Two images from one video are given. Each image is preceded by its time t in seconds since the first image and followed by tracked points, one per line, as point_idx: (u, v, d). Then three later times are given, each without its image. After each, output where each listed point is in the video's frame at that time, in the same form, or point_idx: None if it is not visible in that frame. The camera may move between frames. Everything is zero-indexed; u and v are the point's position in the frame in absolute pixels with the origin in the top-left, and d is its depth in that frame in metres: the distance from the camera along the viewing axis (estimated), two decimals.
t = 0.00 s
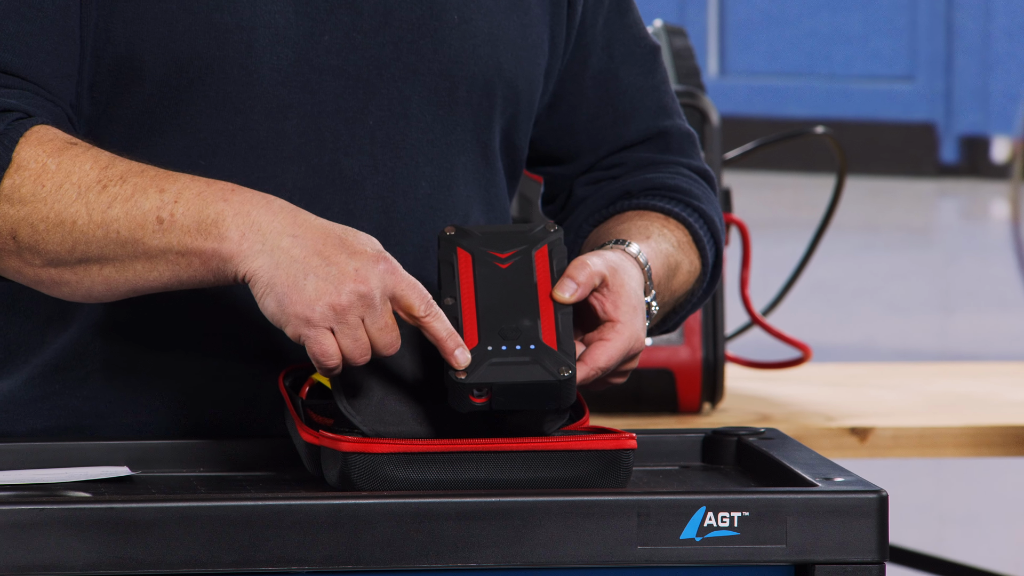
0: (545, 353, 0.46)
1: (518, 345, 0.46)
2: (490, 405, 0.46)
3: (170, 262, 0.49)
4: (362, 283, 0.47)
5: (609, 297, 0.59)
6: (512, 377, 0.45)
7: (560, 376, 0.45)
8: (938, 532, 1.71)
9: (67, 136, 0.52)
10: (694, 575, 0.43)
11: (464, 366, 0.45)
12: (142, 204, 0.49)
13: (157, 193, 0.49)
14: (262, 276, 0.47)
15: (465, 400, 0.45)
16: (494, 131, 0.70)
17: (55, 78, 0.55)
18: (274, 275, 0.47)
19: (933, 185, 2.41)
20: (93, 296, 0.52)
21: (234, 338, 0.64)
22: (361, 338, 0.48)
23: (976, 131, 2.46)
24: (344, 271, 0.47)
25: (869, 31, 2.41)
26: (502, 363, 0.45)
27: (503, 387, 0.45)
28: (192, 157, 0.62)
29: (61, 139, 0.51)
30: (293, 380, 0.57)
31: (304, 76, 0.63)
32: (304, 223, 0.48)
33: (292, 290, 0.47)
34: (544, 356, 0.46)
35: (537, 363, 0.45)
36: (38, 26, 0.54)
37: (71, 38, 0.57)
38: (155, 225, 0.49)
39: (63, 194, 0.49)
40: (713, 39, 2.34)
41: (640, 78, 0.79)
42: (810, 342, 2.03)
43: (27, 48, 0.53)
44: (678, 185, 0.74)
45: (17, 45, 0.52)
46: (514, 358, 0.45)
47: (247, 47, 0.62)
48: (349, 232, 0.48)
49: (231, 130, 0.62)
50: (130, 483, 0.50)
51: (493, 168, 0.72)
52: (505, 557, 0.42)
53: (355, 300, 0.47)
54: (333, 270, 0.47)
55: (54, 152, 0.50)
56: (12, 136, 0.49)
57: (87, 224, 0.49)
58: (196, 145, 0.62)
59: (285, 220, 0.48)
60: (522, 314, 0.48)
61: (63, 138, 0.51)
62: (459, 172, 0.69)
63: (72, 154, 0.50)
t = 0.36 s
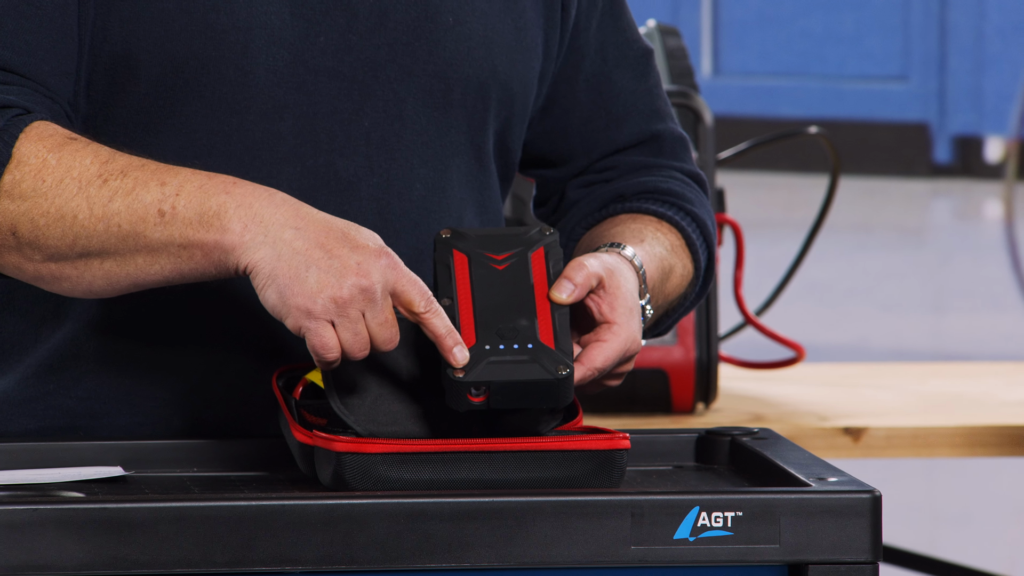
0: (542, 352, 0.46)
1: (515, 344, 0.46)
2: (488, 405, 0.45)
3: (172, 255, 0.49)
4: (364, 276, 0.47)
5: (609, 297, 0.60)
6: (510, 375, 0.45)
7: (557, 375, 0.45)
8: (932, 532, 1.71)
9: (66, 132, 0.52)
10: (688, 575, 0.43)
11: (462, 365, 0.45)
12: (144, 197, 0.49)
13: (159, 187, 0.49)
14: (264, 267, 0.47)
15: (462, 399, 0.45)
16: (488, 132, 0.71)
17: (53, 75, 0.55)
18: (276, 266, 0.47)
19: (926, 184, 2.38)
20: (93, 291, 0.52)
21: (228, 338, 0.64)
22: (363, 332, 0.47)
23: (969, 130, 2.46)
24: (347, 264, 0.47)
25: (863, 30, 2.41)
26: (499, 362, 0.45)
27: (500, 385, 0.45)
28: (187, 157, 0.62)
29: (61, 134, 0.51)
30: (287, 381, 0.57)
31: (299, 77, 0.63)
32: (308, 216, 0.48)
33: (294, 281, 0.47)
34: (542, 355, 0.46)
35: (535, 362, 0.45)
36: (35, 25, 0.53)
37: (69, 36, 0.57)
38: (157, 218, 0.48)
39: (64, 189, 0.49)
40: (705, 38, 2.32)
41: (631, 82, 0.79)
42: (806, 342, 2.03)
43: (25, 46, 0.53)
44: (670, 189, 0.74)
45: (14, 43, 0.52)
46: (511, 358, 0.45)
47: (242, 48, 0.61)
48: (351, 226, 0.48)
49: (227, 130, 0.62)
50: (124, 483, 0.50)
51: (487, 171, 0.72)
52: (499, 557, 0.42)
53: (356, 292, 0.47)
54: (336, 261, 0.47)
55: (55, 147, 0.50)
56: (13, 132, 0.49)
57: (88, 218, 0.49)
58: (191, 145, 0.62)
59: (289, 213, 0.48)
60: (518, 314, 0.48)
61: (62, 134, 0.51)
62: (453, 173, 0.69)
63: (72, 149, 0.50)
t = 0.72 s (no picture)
0: (545, 353, 0.46)
1: (517, 345, 0.46)
2: (492, 408, 0.45)
3: (173, 257, 0.49)
4: (365, 279, 0.47)
5: (607, 301, 0.59)
6: (514, 376, 0.44)
7: (561, 375, 0.45)
8: (932, 532, 1.71)
9: (66, 133, 0.52)
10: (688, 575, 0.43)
11: (465, 367, 0.44)
12: (145, 199, 0.49)
13: (160, 189, 0.49)
14: (265, 270, 0.47)
15: (466, 403, 0.44)
16: (490, 131, 0.71)
17: (53, 74, 0.55)
18: (277, 269, 0.47)
19: (925, 185, 2.44)
20: (94, 292, 0.52)
21: (229, 338, 0.64)
22: (364, 335, 0.47)
23: (968, 131, 2.49)
24: (347, 266, 0.47)
25: (863, 30, 2.41)
26: (502, 364, 0.45)
27: (505, 386, 0.44)
28: (189, 156, 0.62)
29: (61, 136, 0.51)
30: (287, 381, 0.57)
31: (301, 75, 0.63)
32: (309, 220, 0.48)
33: (295, 283, 0.47)
34: (543, 355, 0.46)
35: (537, 363, 0.45)
36: (35, 25, 0.53)
37: (69, 35, 0.57)
38: (158, 220, 0.49)
39: (65, 191, 0.49)
40: (706, 38, 2.33)
41: (635, 82, 0.79)
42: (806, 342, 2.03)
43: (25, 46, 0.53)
44: (671, 190, 0.74)
45: (14, 42, 0.52)
46: (514, 359, 0.45)
47: (244, 46, 0.61)
48: (352, 230, 0.48)
49: (228, 130, 0.62)
50: (124, 483, 0.49)
51: (489, 170, 0.72)
52: (499, 557, 0.42)
53: (357, 295, 0.47)
54: (337, 264, 0.47)
55: (55, 149, 0.50)
56: (13, 134, 0.49)
57: (89, 220, 0.49)
58: (193, 144, 0.62)
59: (290, 216, 0.48)
60: (519, 315, 0.48)
61: (63, 135, 0.51)
62: (455, 172, 0.69)
63: (73, 151, 0.50)
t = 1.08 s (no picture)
0: (548, 346, 0.46)
1: (520, 339, 0.46)
2: (497, 403, 0.45)
3: (176, 252, 0.49)
4: (370, 272, 0.47)
5: (609, 297, 0.60)
6: (518, 369, 0.44)
7: (565, 367, 0.45)
8: (934, 532, 1.70)
9: (69, 129, 0.52)
10: (690, 574, 0.43)
11: (467, 361, 0.44)
12: (149, 194, 0.49)
13: (163, 184, 0.49)
14: (269, 262, 0.47)
15: (472, 398, 0.44)
16: (492, 130, 0.71)
17: (55, 73, 0.55)
18: (281, 261, 0.47)
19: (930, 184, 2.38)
20: (97, 288, 0.52)
21: (232, 338, 0.64)
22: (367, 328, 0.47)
23: (970, 130, 2.46)
24: (352, 259, 0.47)
25: (866, 29, 2.42)
26: (506, 359, 0.45)
27: (510, 380, 0.44)
28: (192, 155, 0.62)
29: (64, 132, 0.51)
30: (289, 380, 0.57)
31: (305, 75, 0.63)
32: (314, 214, 0.48)
33: (300, 275, 0.47)
34: (547, 348, 0.46)
35: (541, 356, 0.45)
36: (37, 23, 0.53)
37: (71, 33, 0.57)
38: (162, 215, 0.49)
39: (68, 186, 0.49)
40: (708, 37, 2.36)
41: (639, 81, 0.79)
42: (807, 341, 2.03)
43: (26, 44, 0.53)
44: (675, 190, 0.74)
45: (17, 41, 0.52)
46: (517, 353, 0.45)
47: (248, 45, 0.61)
48: (356, 225, 0.48)
49: (231, 129, 0.62)
50: (126, 483, 0.49)
51: (491, 168, 0.72)
52: (501, 557, 0.42)
53: (362, 287, 0.46)
54: (343, 256, 0.47)
55: (59, 145, 0.50)
56: (14, 132, 0.49)
57: (92, 216, 0.49)
58: (196, 143, 0.62)
59: (295, 210, 0.48)
60: (521, 311, 0.48)
61: (66, 132, 0.51)
62: (457, 172, 0.69)
63: (76, 148, 0.50)
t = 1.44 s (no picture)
0: (550, 342, 0.46)
1: (522, 336, 0.46)
2: (499, 399, 0.45)
3: (174, 253, 0.49)
4: (369, 268, 0.47)
5: (609, 296, 0.59)
6: (520, 366, 0.44)
7: (568, 362, 0.45)
8: (933, 532, 1.71)
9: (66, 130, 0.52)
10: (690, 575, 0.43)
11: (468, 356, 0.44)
12: (146, 195, 0.49)
13: (161, 185, 0.49)
14: (267, 262, 0.47)
15: (473, 393, 0.44)
16: (491, 131, 0.70)
17: (54, 74, 0.55)
18: (280, 260, 0.47)
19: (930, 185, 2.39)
20: (95, 289, 0.52)
21: (231, 338, 0.64)
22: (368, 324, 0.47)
23: (971, 130, 2.49)
24: (350, 256, 0.47)
25: (865, 29, 2.42)
26: (508, 354, 0.45)
27: (512, 376, 0.44)
28: (192, 156, 0.62)
29: (62, 134, 0.51)
30: (289, 380, 0.57)
31: (304, 76, 0.63)
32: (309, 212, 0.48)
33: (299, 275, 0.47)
34: (549, 344, 0.46)
35: (544, 351, 0.45)
36: (35, 25, 0.53)
37: (70, 34, 0.57)
38: (160, 216, 0.49)
39: (66, 188, 0.49)
40: (708, 36, 2.34)
41: (638, 82, 0.79)
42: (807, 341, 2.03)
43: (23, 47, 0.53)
44: (674, 190, 0.74)
45: (15, 42, 0.52)
46: (519, 349, 0.45)
47: (247, 46, 0.61)
48: (354, 222, 0.48)
49: (230, 130, 0.62)
50: (126, 483, 0.49)
51: (490, 169, 0.72)
52: (501, 557, 0.42)
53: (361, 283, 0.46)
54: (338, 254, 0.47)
55: (57, 147, 0.50)
56: (14, 133, 0.49)
57: (90, 217, 0.49)
58: (196, 144, 0.62)
59: (291, 209, 0.48)
60: (523, 308, 0.47)
61: (64, 133, 0.51)
62: (457, 173, 0.69)
63: (74, 149, 0.50)
